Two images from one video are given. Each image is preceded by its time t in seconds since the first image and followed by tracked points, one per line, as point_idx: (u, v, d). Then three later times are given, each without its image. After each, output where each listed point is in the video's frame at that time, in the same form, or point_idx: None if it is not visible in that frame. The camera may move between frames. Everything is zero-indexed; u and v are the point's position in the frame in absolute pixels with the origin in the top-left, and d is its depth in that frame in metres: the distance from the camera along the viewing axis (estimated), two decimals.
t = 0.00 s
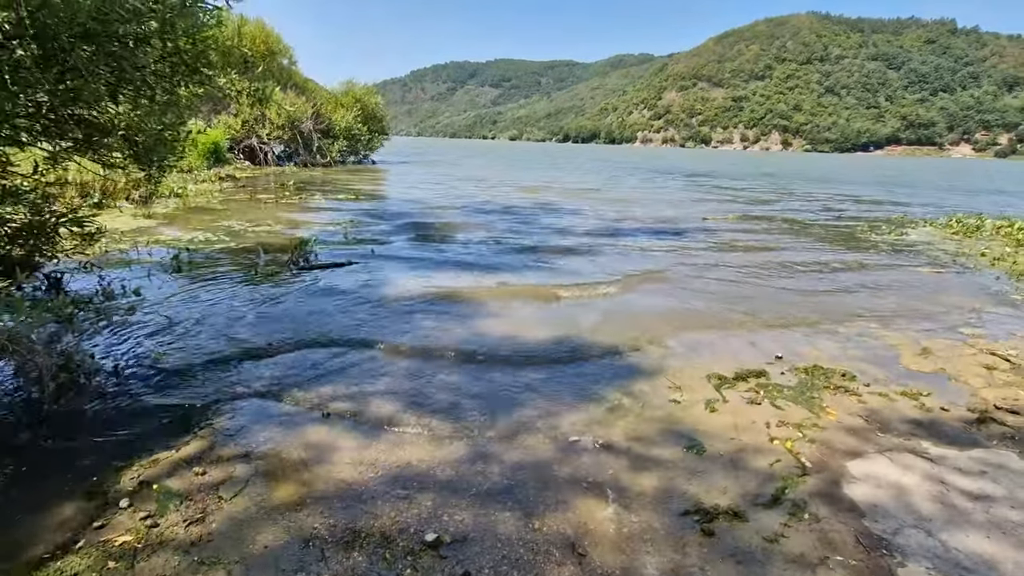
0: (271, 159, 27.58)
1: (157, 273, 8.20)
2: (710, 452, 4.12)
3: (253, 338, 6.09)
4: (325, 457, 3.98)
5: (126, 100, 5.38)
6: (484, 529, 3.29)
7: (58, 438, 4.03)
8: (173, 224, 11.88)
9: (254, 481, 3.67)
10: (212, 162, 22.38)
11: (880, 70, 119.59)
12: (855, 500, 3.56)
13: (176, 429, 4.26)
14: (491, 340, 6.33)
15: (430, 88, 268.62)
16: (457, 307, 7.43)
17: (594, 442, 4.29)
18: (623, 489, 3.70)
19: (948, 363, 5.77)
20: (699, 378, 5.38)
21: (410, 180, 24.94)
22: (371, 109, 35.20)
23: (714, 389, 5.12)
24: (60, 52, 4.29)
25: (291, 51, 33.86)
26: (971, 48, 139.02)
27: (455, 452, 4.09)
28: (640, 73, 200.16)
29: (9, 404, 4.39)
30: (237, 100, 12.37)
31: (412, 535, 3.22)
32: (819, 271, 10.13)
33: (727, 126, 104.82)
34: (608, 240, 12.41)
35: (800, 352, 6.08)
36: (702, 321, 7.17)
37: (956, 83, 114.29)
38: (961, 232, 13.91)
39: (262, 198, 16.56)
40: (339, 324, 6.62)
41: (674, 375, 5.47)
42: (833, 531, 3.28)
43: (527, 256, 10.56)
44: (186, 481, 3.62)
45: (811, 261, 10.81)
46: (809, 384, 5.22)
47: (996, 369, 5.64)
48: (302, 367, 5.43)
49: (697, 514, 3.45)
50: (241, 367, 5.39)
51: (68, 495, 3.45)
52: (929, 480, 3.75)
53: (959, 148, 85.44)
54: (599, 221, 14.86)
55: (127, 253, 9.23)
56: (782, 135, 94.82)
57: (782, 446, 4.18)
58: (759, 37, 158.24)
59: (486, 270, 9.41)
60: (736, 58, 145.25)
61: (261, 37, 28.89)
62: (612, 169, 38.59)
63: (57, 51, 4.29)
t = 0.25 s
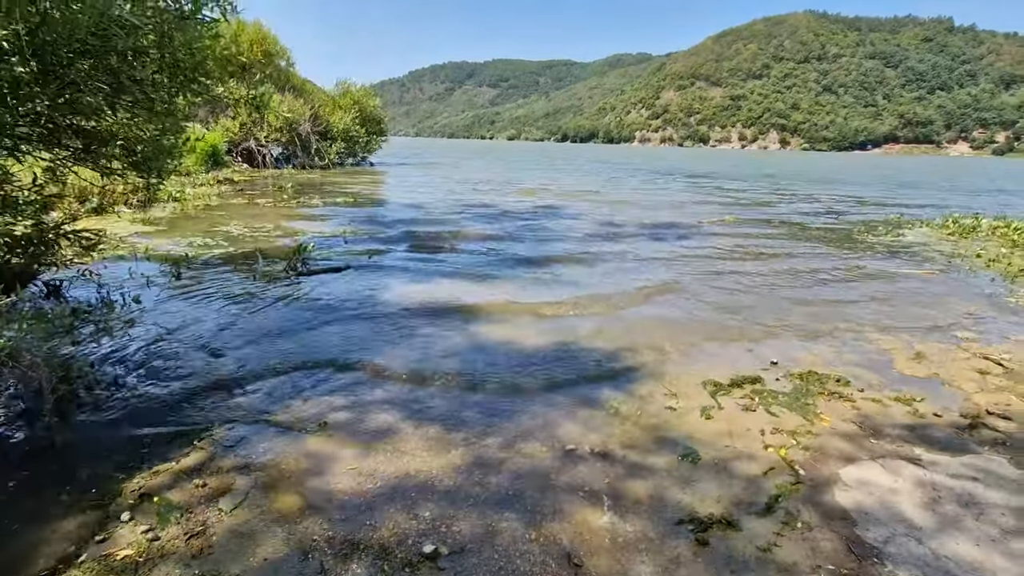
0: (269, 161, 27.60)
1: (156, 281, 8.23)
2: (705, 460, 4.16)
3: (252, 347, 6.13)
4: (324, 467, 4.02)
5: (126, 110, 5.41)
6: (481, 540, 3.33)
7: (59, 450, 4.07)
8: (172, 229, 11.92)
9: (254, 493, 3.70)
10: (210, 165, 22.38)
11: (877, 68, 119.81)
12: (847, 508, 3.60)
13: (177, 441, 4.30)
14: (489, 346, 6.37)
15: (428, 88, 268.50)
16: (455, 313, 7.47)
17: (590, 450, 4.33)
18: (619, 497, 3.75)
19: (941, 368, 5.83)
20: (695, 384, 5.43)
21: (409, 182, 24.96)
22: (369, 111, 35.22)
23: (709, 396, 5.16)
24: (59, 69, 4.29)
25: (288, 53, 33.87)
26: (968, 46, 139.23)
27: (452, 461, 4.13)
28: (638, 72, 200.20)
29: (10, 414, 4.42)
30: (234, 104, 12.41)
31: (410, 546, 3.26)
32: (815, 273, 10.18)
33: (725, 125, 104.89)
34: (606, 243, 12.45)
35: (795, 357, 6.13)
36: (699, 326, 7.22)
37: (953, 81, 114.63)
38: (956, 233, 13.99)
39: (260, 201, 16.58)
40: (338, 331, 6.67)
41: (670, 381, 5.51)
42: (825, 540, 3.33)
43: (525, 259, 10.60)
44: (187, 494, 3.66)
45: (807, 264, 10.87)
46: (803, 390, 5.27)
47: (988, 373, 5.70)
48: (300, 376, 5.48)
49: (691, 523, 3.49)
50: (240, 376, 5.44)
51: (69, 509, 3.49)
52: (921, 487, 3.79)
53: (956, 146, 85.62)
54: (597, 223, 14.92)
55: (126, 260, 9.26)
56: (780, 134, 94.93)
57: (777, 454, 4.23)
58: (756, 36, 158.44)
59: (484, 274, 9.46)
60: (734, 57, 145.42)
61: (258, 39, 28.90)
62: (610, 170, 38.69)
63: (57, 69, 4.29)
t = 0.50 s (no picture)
0: (268, 164, 27.64)
1: (156, 287, 8.25)
2: (700, 469, 4.20)
3: (252, 354, 6.16)
4: (323, 476, 4.04)
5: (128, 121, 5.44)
6: (478, 550, 3.36)
7: (60, 460, 4.10)
8: (172, 234, 11.95)
9: (253, 503, 3.73)
10: (209, 169, 22.40)
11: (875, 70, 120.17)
12: (841, 518, 3.64)
13: (176, 450, 4.33)
14: (487, 353, 6.40)
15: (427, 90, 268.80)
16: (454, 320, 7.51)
17: (587, 458, 4.36)
18: (615, 507, 3.77)
19: (935, 375, 5.87)
20: (692, 392, 5.46)
21: (407, 185, 25.02)
22: (368, 114, 35.29)
23: (705, 404, 5.20)
24: (61, 81, 4.31)
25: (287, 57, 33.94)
26: (966, 48, 139.71)
27: (450, 470, 4.15)
28: (637, 74, 200.55)
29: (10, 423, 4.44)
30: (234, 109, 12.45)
31: (407, 556, 3.29)
32: (812, 278, 10.24)
33: (724, 127, 105.08)
34: (604, 248, 12.51)
35: (791, 365, 6.17)
36: (695, 333, 7.26)
37: (951, 83, 115.01)
38: (952, 238, 14.07)
39: (259, 205, 16.62)
40: (336, 338, 6.70)
41: (666, 389, 5.55)
42: (818, 550, 3.36)
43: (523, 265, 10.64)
44: (187, 505, 3.69)
45: (804, 269, 10.92)
46: (799, 398, 5.31)
47: (982, 381, 5.74)
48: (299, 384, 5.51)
49: (686, 533, 3.52)
50: (239, 385, 5.46)
51: (69, 521, 3.51)
52: (913, 496, 3.83)
53: (955, 147, 85.83)
54: (595, 228, 14.98)
55: (126, 265, 9.28)
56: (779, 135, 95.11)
57: (771, 463, 4.26)
58: (755, 38, 158.90)
59: (482, 281, 9.50)
60: (732, 59, 145.75)
61: (258, 43, 28.98)
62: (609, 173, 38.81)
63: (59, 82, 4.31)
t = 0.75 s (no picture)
0: (268, 173, 27.75)
1: (155, 298, 8.26)
2: (696, 482, 4.21)
3: (250, 365, 6.18)
4: (320, 490, 4.05)
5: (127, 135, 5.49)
6: (475, 566, 3.36)
7: (57, 474, 4.10)
8: (171, 243, 12.00)
9: (250, 518, 3.74)
10: (209, 178, 22.48)
11: (871, 78, 121.07)
12: (837, 533, 3.64)
13: (174, 464, 4.33)
14: (484, 364, 6.43)
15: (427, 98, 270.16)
16: (451, 331, 7.54)
17: (583, 470, 4.37)
18: (611, 520, 3.78)
19: (931, 386, 5.90)
20: (688, 404, 5.48)
21: (407, 194, 25.09)
22: (368, 123, 35.49)
23: (702, 417, 5.22)
24: (63, 100, 4.35)
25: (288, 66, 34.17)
26: (961, 56, 140.85)
27: (447, 483, 4.16)
28: (635, 82, 201.81)
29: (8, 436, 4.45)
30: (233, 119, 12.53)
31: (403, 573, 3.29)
32: (809, 288, 10.28)
33: (722, 135, 105.73)
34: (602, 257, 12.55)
35: (787, 376, 6.19)
36: (692, 343, 7.29)
37: (947, 91, 115.89)
38: (949, 246, 14.14)
39: (259, 215, 16.67)
40: (334, 350, 6.72)
41: (663, 401, 5.57)
42: (813, 565, 3.37)
43: (521, 275, 10.68)
44: (184, 520, 3.70)
45: (801, 278, 10.98)
46: (795, 410, 5.33)
47: (978, 392, 5.76)
48: (297, 397, 5.52)
49: (682, 549, 3.53)
50: (237, 397, 5.46)
51: (65, 538, 3.50)
52: (909, 509, 3.84)
53: (951, 155, 86.37)
54: (593, 237, 15.04)
55: (125, 276, 9.30)
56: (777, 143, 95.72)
57: (767, 476, 4.28)
58: (752, 47, 160.13)
59: (481, 291, 9.53)
60: (729, 67, 146.76)
61: (258, 52, 29.18)
62: (607, 181, 39.01)
63: (60, 100, 4.34)
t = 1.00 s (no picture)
0: (268, 181, 27.86)
1: (155, 309, 8.28)
2: (695, 494, 4.22)
3: (251, 377, 6.21)
4: (319, 503, 4.06)
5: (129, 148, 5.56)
6: None
7: (56, 487, 4.12)
8: (172, 253, 12.04)
9: (250, 532, 3.75)
10: (210, 187, 22.57)
11: (869, 85, 121.70)
12: (835, 545, 3.65)
13: (173, 476, 4.35)
14: (483, 375, 6.45)
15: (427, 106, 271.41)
16: (451, 341, 7.57)
17: (582, 482, 4.38)
18: (609, 533, 3.79)
19: (929, 396, 5.92)
20: (687, 415, 5.49)
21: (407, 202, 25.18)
22: (369, 131, 35.68)
23: (700, 428, 5.24)
24: (68, 116, 4.41)
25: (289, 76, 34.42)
26: (958, 63, 141.66)
27: (446, 496, 4.18)
28: (634, 90, 202.79)
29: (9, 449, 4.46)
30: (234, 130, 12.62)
31: None
32: (807, 297, 10.31)
33: (721, 142, 106.17)
34: (601, 266, 12.59)
35: (786, 387, 6.20)
36: (691, 353, 7.31)
37: (944, 98, 116.52)
38: (947, 254, 14.19)
39: (259, 224, 16.73)
40: (334, 361, 6.73)
41: (662, 411, 5.59)
42: None
43: (520, 284, 10.72)
44: (184, 534, 3.70)
45: (800, 287, 11.02)
46: (793, 421, 5.35)
47: (976, 403, 5.77)
48: (296, 409, 5.53)
49: (680, 562, 3.53)
50: (237, 409, 5.47)
51: (64, 554, 3.51)
52: (906, 521, 3.86)
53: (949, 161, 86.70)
54: (593, 246, 15.10)
55: (126, 287, 9.33)
56: (776, 150, 96.08)
57: (765, 488, 4.29)
58: (750, 54, 161.12)
59: (480, 300, 9.56)
60: (728, 74, 147.58)
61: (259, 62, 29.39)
62: (607, 188, 39.19)
63: (65, 117, 4.40)
